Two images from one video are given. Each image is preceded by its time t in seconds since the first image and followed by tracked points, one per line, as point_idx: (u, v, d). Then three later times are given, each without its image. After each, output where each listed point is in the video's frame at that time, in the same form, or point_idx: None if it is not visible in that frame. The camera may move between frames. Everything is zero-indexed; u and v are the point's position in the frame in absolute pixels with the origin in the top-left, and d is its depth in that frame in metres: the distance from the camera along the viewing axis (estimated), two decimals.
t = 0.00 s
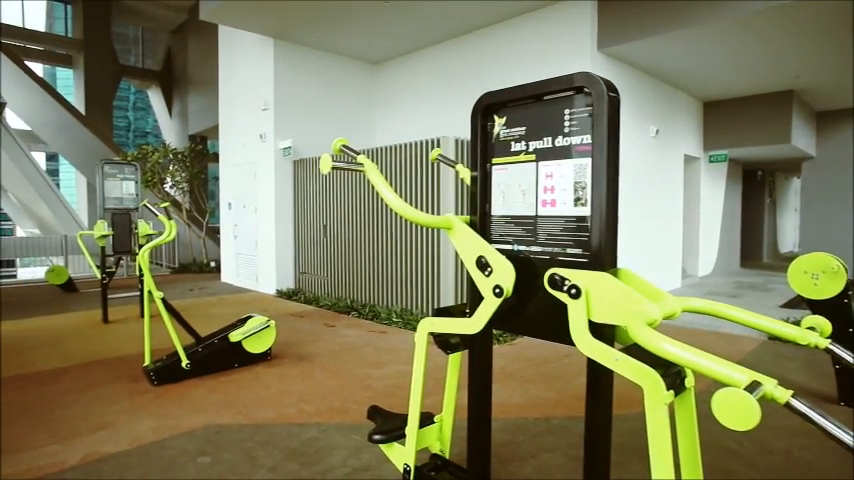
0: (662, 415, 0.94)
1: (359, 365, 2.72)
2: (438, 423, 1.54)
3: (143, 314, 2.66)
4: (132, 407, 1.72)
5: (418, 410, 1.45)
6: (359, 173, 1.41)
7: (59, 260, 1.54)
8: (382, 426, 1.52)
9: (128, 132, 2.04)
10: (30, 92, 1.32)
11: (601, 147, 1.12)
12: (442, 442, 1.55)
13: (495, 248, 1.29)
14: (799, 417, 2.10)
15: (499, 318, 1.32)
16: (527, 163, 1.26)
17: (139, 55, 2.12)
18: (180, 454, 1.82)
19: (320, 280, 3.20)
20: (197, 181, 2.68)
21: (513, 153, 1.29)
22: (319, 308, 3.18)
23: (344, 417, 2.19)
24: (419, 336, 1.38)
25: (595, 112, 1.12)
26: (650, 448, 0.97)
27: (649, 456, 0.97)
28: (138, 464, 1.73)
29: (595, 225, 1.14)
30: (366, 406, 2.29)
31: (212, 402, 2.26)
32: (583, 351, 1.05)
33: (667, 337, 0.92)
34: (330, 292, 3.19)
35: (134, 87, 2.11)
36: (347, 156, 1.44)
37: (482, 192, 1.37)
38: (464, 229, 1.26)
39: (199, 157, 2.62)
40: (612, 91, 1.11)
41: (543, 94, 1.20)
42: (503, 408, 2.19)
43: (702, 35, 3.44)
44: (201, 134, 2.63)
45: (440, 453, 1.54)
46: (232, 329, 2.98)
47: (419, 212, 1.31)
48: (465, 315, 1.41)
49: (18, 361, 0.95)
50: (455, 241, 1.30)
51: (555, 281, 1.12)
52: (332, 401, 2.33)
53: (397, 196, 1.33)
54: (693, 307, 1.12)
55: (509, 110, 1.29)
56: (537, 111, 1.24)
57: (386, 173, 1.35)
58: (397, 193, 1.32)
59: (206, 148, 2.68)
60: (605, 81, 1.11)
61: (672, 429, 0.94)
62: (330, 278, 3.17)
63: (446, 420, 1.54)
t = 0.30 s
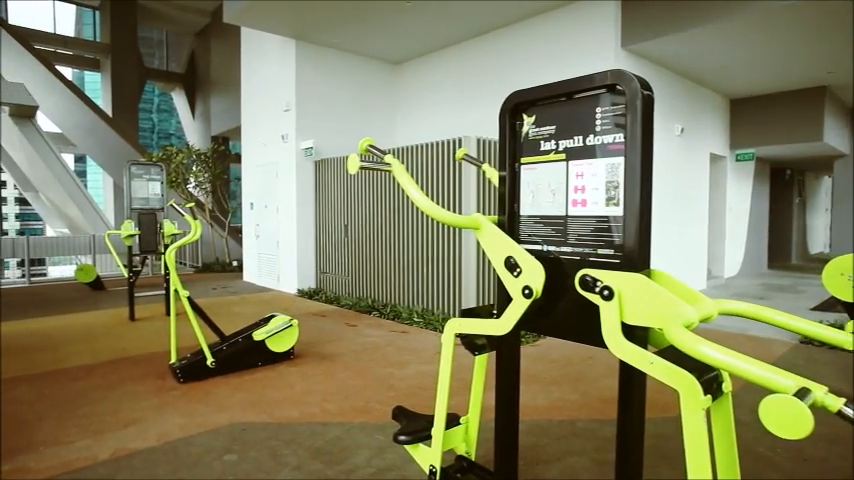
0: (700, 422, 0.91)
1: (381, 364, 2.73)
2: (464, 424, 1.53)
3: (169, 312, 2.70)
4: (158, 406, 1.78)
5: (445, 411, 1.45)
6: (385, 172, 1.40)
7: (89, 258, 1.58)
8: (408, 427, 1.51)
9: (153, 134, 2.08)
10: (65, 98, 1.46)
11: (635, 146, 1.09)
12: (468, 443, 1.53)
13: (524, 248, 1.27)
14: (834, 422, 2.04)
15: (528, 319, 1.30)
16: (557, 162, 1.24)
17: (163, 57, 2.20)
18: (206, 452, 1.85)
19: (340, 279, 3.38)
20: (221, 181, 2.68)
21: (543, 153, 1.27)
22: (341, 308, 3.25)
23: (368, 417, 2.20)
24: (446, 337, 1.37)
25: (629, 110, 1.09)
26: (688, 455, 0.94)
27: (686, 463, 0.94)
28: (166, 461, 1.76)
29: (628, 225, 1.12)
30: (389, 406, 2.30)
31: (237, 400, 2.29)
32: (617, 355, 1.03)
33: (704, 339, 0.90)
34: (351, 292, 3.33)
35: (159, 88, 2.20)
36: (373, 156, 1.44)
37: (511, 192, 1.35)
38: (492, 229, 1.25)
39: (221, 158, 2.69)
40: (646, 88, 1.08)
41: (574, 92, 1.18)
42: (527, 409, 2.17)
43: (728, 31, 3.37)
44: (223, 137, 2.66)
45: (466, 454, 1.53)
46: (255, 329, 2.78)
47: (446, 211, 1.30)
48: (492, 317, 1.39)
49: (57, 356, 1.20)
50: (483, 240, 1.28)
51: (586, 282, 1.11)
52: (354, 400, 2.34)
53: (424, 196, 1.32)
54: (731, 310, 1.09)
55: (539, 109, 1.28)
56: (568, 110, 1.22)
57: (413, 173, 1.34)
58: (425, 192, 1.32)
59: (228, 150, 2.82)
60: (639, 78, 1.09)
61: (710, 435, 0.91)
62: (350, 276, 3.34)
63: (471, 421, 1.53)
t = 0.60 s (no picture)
0: (733, 428, 0.88)
1: (399, 364, 2.73)
2: (485, 426, 1.52)
3: (189, 311, 2.74)
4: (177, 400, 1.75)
5: (466, 413, 1.44)
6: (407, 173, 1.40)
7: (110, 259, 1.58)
8: (429, 428, 1.51)
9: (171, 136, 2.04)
10: (89, 99, 1.46)
11: (663, 144, 1.07)
12: (489, 445, 1.52)
13: (548, 249, 1.26)
14: None
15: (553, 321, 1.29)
16: (582, 161, 1.22)
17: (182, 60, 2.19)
18: (227, 449, 1.86)
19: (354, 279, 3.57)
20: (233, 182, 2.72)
21: (567, 152, 1.26)
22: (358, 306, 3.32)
23: (387, 417, 2.19)
24: (468, 338, 1.36)
25: (657, 109, 1.07)
26: (721, 462, 0.90)
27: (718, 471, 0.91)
28: (188, 458, 1.77)
29: (657, 226, 1.10)
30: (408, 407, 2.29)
31: (257, 399, 2.30)
32: (644, 357, 1.01)
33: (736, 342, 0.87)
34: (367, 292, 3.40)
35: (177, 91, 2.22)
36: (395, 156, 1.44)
37: (535, 191, 1.34)
38: (516, 229, 1.23)
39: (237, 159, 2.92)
40: (675, 86, 1.06)
41: (599, 90, 1.16)
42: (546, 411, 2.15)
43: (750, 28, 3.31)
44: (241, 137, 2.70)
45: (488, 456, 1.52)
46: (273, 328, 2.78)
47: (468, 211, 1.29)
48: (515, 318, 1.39)
49: (75, 352, 1.19)
50: (506, 241, 1.27)
51: (612, 284, 1.09)
52: (373, 399, 2.34)
53: (447, 195, 1.32)
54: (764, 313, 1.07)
55: (563, 108, 1.26)
56: (592, 108, 1.20)
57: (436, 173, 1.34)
58: (447, 192, 1.31)
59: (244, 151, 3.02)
60: (667, 75, 1.07)
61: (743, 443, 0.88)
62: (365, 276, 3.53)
63: (493, 422, 1.52)
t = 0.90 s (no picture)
0: (767, 433, 0.85)
1: (417, 364, 2.72)
2: (507, 428, 1.51)
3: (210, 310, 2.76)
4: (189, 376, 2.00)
5: (488, 414, 1.43)
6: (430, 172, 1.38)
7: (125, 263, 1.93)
8: (450, 428, 1.50)
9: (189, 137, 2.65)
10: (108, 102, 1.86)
11: (693, 143, 1.05)
12: (511, 447, 1.51)
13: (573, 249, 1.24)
14: None
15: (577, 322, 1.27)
16: (608, 161, 1.20)
17: (196, 63, 2.73)
18: (249, 447, 1.86)
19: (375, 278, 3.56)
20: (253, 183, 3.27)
21: (593, 151, 1.24)
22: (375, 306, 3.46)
23: (406, 417, 2.18)
24: (491, 338, 1.35)
25: (687, 107, 1.05)
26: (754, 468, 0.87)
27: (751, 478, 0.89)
28: (210, 455, 1.78)
29: (686, 226, 1.08)
30: (427, 407, 2.28)
31: (277, 397, 2.32)
32: (673, 360, 0.99)
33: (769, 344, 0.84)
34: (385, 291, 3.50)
35: (198, 93, 2.76)
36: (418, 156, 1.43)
37: (559, 191, 1.32)
38: (540, 229, 1.21)
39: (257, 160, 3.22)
40: (706, 84, 1.04)
41: (627, 88, 1.14)
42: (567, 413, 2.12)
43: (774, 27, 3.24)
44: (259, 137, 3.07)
45: (509, 458, 1.50)
46: (292, 328, 2.77)
47: (491, 211, 1.28)
48: (540, 319, 1.37)
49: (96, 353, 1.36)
50: (530, 241, 1.25)
51: (639, 285, 1.07)
52: (392, 399, 2.34)
53: (470, 195, 1.30)
54: (798, 315, 1.04)
55: (588, 106, 1.24)
56: (619, 107, 1.18)
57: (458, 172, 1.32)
58: (470, 192, 1.29)
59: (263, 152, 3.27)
60: (697, 73, 1.05)
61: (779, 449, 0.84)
62: (385, 276, 3.53)
63: (515, 424, 1.51)
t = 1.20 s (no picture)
0: (798, 439, 0.83)
1: (432, 365, 2.71)
2: (524, 429, 1.50)
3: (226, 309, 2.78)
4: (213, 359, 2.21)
5: (505, 415, 1.41)
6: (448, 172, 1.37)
7: (149, 257, 2.47)
8: (467, 430, 1.49)
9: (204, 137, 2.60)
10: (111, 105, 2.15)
11: (718, 142, 1.03)
12: (528, 449, 1.49)
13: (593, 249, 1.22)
14: None
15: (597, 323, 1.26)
16: (629, 160, 1.18)
17: (215, 63, 2.69)
18: (265, 446, 1.87)
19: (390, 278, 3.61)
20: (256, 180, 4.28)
21: (614, 150, 1.22)
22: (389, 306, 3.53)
23: (421, 418, 2.17)
24: (509, 339, 1.33)
25: (711, 105, 1.03)
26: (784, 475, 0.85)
27: None
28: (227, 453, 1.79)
29: (710, 227, 1.06)
30: (442, 407, 2.27)
31: (292, 397, 2.33)
32: (699, 363, 0.97)
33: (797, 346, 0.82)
34: (399, 292, 3.55)
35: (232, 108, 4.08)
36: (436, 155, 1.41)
37: (579, 191, 1.30)
38: (560, 229, 1.20)
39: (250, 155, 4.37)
40: (732, 82, 1.02)
41: (649, 86, 1.12)
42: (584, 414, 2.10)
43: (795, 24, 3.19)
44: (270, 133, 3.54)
45: (526, 461, 1.49)
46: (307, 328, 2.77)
47: (510, 211, 1.26)
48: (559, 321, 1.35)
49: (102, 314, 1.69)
50: (549, 241, 1.24)
51: (663, 287, 1.06)
52: (406, 399, 2.33)
53: (489, 195, 1.29)
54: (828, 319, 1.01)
55: (609, 104, 1.22)
56: (640, 105, 1.16)
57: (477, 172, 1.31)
58: (489, 192, 1.28)
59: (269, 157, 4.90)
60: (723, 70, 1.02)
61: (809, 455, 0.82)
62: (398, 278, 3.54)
63: (532, 426, 1.49)
